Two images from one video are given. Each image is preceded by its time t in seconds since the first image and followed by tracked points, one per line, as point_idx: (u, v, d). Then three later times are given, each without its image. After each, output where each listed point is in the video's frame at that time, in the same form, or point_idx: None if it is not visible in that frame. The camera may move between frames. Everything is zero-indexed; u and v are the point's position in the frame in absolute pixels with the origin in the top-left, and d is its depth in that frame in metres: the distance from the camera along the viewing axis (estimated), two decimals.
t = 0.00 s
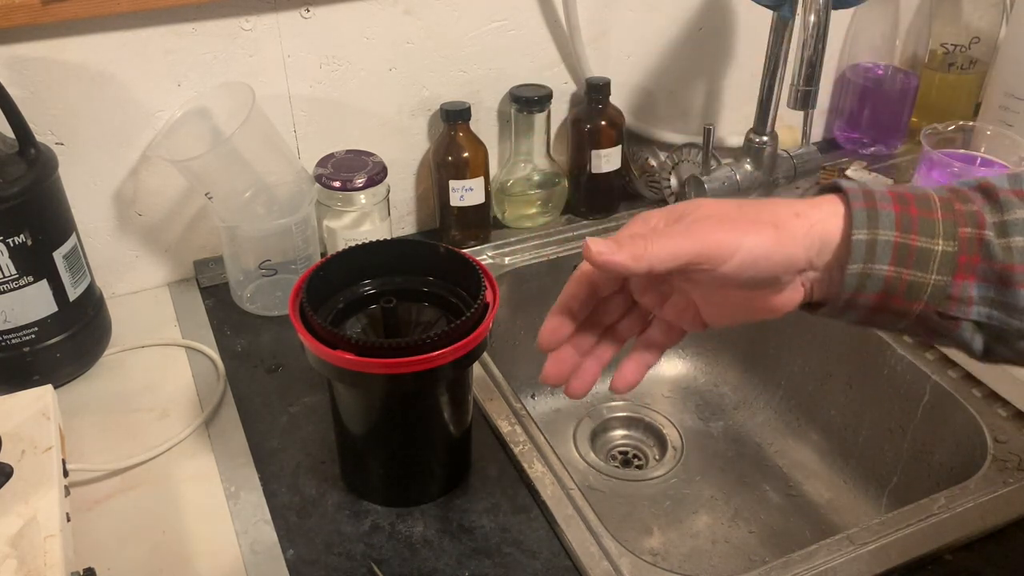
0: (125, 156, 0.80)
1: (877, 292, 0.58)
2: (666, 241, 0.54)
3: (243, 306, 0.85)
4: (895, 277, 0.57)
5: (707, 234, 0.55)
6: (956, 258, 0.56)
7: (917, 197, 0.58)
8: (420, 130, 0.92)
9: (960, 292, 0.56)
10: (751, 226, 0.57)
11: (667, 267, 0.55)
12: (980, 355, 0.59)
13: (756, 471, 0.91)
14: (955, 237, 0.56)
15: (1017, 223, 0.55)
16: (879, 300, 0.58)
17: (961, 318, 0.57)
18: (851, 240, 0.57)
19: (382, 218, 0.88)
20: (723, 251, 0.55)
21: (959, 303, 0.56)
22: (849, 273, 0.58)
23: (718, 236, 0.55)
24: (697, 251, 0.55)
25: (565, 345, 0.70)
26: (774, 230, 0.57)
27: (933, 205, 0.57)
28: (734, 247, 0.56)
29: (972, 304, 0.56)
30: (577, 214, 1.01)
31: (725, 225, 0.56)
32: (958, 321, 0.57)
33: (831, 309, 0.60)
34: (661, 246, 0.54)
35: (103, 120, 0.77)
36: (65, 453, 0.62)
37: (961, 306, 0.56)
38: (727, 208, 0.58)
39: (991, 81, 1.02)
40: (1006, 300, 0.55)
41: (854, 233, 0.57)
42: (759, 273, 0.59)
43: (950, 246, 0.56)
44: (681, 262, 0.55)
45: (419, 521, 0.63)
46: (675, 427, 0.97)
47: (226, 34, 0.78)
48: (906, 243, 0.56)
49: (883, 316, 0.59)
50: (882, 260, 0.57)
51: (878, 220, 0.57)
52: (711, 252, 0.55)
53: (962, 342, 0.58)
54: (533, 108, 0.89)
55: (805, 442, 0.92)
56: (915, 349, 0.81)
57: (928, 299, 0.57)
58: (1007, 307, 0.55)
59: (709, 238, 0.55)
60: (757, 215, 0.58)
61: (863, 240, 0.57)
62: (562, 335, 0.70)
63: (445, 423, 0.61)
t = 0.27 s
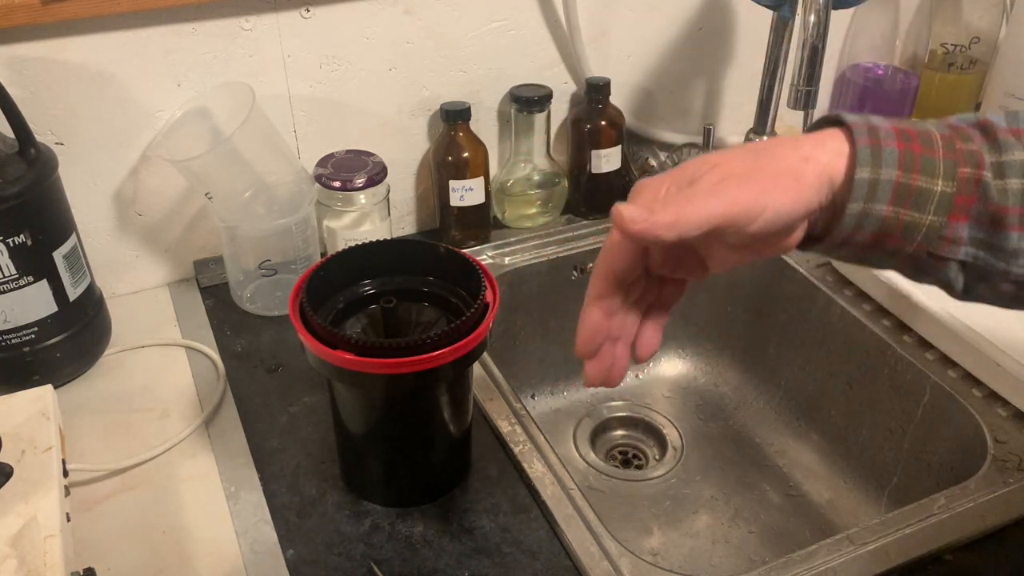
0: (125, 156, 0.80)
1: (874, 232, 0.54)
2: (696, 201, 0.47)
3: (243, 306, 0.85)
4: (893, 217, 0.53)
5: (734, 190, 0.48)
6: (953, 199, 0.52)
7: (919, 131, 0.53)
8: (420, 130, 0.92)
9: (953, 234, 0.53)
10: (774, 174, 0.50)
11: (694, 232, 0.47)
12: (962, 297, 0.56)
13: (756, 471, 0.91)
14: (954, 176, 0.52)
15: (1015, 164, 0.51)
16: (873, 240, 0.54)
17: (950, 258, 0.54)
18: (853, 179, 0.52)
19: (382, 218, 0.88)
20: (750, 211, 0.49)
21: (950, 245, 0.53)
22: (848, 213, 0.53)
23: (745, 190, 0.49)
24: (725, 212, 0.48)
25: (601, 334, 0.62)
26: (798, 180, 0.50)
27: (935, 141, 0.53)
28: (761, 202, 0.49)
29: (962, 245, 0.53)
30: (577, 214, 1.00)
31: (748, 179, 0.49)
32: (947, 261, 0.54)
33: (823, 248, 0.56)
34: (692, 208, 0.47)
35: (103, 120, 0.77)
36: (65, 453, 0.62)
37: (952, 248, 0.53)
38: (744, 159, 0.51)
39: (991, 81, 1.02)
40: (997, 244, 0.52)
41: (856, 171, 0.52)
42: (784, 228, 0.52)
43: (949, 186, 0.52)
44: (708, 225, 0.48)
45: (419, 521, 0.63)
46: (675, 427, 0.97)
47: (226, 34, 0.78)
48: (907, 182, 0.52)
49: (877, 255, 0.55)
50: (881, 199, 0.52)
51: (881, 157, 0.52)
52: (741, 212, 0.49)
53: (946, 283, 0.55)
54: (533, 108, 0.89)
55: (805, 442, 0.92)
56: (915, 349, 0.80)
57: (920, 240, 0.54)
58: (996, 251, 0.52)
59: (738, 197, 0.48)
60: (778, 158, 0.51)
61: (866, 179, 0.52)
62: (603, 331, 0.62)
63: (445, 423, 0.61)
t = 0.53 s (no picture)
0: (125, 156, 0.80)
1: (891, 186, 0.54)
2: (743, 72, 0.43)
3: (242, 306, 0.85)
4: (914, 172, 0.54)
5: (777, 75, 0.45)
6: (976, 166, 0.54)
7: (946, 96, 0.55)
8: (420, 130, 0.92)
9: (969, 204, 0.54)
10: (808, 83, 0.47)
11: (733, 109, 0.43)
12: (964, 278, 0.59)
13: (756, 471, 0.91)
14: (979, 144, 0.53)
15: None
16: (891, 195, 0.55)
17: (961, 231, 0.56)
18: (880, 121, 0.53)
19: (382, 218, 0.88)
20: (789, 104, 0.45)
21: (964, 217, 0.55)
22: (870, 158, 0.53)
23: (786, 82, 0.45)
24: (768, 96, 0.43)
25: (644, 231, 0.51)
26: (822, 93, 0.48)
27: (963, 107, 0.55)
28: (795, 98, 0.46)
29: (976, 221, 0.55)
30: (577, 214, 1.00)
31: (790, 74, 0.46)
32: (957, 233, 0.56)
33: (837, 197, 0.56)
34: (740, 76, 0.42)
35: (103, 120, 0.78)
36: (65, 453, 0.62)
37: (965, 220, 0.55)
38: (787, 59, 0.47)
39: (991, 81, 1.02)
40: (1007, 224, 0.54)
41: (885, 115, 0.52)
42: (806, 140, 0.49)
43: (973, 152, 0.54)
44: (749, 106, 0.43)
45: (419, 521, 0.63)
46: (675, 427, 0.97)
47: (226, 34, 0.78)
48: (933, 138, 0.53)
49: (887, 215, 0.56)
50: (905, 151, 0.53)
51: (910, 107, 0.53)
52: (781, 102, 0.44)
53: (951, 261, 0.58)
54: (533, 108, 0.89)
55: (805, 442, 0.92)
56: (915, 349, 0.80)
57: (937, 204, 0.55)
58: (1006, 231, 0.55)
59: (780, 87, 0.44)
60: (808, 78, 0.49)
61: (893, 124, 0.52)
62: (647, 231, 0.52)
63: (445, 424, 0.61)
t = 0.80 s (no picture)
0: (124, 156, 0.80)
1: (813, 293, 0.54)
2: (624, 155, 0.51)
3: (243, 306, 0.85)
4: (829, 280, 0.53)
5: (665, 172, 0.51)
6: (891, 266, 0.52)
7: (853, 207, 0.55)
8: (420, 131, 0.92)
9: (897, 301, 0.52)
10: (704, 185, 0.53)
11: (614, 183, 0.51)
12: (924, 378, 0.53)
13: (756, 471, 0.91)
14: (893, 246, 0.53)
15: (958, 238, 0.51)
16: (814, 303, 0.54)
17: (899, 330, 0.52)
18: (783, 238, 0.54)
19: (382, 218, 0.88)
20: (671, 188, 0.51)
21: (896, 313, 0.52)
22: (780, 270, 0.54)
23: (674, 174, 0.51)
24: (642, 180, 0.51)
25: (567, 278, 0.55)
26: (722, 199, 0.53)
27: (873, 217, 0.54)
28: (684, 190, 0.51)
29: (911, 317, 0.52)
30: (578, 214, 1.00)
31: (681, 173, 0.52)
32: (896, 332, 0.52)
33: (766, 312, 0.55)
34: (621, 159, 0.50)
35: (103, 120, 0.78)
36: (65, 453, 0.62)
37: (898, 316, 0.52)
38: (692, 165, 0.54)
39: (991, 81, 1.02)
40: (945, 315, 0.51)
41: (787, 231, 0.54)
42: (706, 239, 0.54)
43: (887, 254, 0.53)
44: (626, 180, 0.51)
45: (419, 521, 0.63)
46: (675, 427, 0.97)
47: (226, 34, 0.78)
48: (842, 249, 0.53)
49: (822, 322, 0.54)
50: (814, 258, 0.53)
51: (813, 222, 0.54)
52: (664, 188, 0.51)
53: (901, 360, 0.53)
54: (533, 108, 0.89)
55: (805, 442, 0.92)
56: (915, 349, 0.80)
57: (865, 306, 0.53)
58: (947, 323, 0.51)
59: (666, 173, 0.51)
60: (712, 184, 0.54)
61: (797, 238, 0.54)
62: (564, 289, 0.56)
63: (445, 424, 0.61)
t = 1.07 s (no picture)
0: (125, 156, 0.80)
1: (811, 328, 0.60)
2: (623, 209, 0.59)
3: (243, 306, 0.85)
4: (827, 314, 0.59)
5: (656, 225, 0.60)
6: (889, 298, 0.58)
7: (854, 238, 0.61)
8: (420, 131, 0.92)
9: (895, 332, 0.58)
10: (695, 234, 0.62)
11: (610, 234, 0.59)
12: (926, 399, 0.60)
13: (756, 471, 0.91)
14: (888, 277, 0.59)
15: (951, 267, 0.57)
16: (814, 335, 0.60)
17: (899, 357, 0.58)
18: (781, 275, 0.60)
19: (382, 218, 0.88)
20: (659, 241, 0.60)
21: (895, 343, 0.58)
22: (780, 307, 0.60)
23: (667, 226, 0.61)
24: (637, 231, 0.59)
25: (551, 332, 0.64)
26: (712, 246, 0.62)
27: (868, 246, 0.60)
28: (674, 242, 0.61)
29: (911, 345, 0.58)
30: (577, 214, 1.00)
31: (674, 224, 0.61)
32: (896, 360, 0.59)
33: (767, 345, 0.62)
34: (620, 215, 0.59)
35: (103, 120, 0.78)
36: (65, 453, 0.62)
37: (897, 346, 0.58)
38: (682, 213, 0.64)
39: (991, 81, 1.02)
40: (942, 340, 0.57)
41: (783, 268, 0.60)
42: (697, 278, 0.63)
43: (883, 286, 0.58)
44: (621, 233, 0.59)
45: (419, 521, 0.63)
46: (675, 427, 0.97)
47: (226, 34, 0.78)
48: (838, 280, 0.59)
49: (821, 352, 0.61)
50: (812, 295, 0.60)
51: (808, 258, 0.60)
52: (658, 239, 0.60)
53: (904, 384, 0.60)
54: (533, 108, 0.89)
55: (805, 442, 0.92)
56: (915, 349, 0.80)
57: (864, 337, 0.59)
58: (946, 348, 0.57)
59: (658, 227, 0.60)
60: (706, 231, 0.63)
61: (793, 275, 0.60)
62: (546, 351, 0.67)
63: (445, 424, 0.61)
